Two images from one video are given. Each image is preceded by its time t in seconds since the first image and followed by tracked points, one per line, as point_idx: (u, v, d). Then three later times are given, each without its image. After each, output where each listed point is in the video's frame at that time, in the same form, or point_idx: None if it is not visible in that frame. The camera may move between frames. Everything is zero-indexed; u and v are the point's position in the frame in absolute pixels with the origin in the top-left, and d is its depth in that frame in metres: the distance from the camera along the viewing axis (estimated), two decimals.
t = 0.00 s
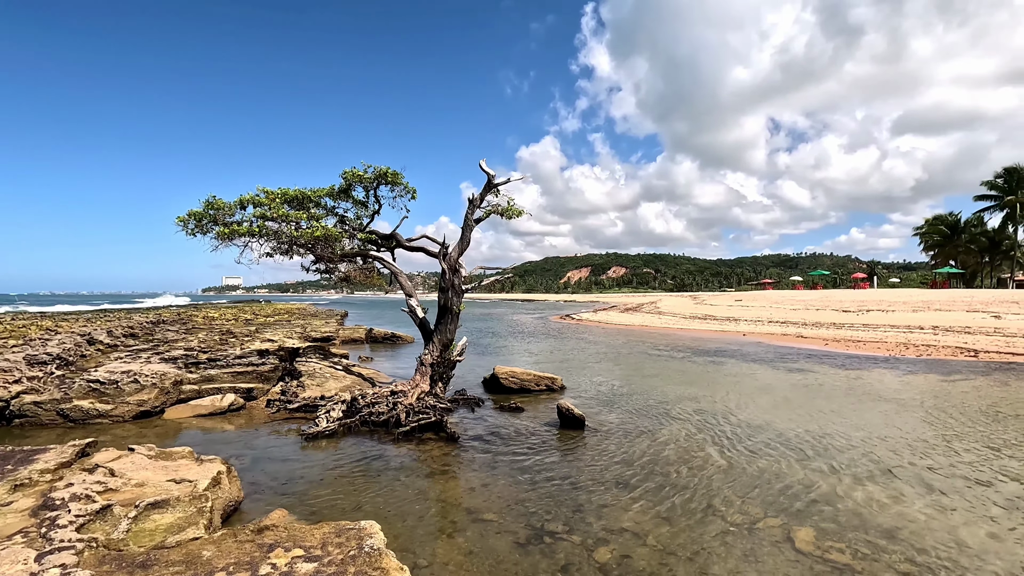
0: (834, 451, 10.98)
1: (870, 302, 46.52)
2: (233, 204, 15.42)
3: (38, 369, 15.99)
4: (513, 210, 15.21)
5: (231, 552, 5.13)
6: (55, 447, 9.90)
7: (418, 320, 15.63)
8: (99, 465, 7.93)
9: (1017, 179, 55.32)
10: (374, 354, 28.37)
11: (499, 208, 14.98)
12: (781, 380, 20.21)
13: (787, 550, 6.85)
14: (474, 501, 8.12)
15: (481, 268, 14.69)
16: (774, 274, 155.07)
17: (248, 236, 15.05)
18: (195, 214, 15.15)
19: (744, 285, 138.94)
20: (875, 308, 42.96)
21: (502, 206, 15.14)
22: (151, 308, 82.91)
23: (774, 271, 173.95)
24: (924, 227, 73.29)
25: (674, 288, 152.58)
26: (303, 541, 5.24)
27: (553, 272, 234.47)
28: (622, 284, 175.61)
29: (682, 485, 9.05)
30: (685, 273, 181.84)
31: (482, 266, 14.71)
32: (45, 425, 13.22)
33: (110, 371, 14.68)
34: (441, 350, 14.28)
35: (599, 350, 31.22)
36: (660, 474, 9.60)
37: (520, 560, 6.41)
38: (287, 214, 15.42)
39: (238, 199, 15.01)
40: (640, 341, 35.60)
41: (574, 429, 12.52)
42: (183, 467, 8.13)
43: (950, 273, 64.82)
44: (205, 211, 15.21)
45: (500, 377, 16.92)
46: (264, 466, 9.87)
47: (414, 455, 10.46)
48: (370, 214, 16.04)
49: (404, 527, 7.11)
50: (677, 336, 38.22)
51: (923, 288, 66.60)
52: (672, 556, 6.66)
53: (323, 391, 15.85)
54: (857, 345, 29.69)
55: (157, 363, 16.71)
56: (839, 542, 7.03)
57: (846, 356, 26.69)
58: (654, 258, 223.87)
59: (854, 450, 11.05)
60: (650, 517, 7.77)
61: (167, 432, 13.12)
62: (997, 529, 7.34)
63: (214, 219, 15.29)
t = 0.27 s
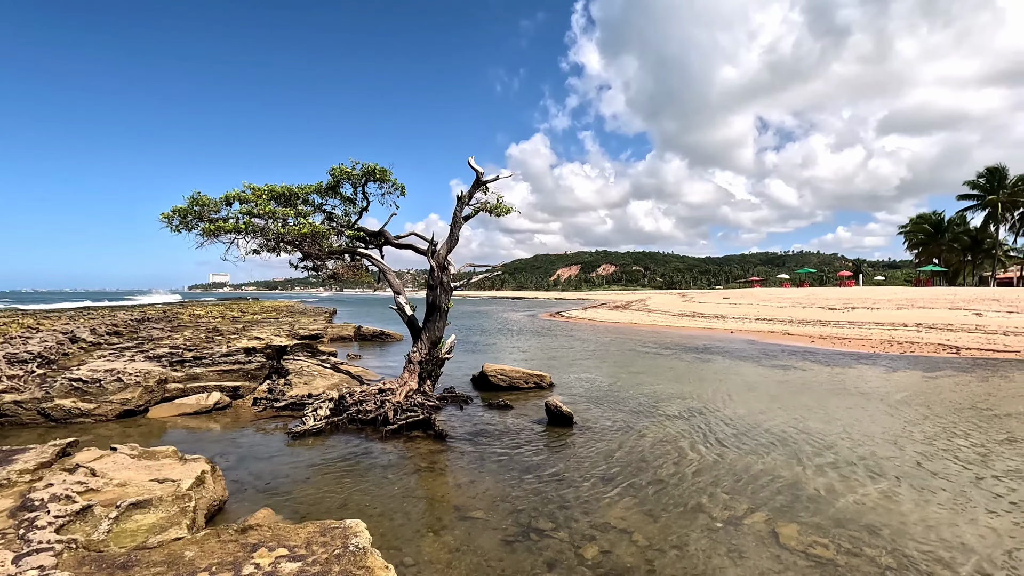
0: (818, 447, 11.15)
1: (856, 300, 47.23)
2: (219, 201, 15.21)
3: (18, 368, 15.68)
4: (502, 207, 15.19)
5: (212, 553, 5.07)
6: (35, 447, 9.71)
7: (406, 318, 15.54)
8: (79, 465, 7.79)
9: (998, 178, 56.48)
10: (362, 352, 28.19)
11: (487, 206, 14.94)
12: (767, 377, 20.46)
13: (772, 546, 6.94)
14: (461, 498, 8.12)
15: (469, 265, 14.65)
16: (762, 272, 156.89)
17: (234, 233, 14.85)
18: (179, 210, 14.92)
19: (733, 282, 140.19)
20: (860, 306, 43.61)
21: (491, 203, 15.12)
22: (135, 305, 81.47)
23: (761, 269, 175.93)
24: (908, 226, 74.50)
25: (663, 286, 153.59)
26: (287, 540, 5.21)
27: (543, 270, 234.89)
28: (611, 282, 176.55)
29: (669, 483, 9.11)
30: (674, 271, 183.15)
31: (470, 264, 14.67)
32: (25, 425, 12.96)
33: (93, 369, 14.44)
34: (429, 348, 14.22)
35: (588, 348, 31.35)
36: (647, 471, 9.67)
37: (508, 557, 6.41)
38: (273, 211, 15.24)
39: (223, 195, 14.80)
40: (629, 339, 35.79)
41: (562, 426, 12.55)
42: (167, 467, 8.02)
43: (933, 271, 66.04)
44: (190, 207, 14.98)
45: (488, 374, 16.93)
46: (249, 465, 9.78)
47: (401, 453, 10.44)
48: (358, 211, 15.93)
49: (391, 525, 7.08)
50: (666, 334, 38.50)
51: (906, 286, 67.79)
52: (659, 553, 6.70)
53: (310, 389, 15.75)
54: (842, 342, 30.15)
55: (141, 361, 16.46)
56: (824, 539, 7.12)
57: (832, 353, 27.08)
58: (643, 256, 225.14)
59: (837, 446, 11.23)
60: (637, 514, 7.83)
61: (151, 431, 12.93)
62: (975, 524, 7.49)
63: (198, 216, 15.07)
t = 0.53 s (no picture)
0: (799, 442, 11.34)
1: (838, 297, 48.03)
2: (200, 196, 14.92)
3: None
4: (488, 203, 15.14)
5: (190, 554, 4.99)
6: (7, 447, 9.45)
7: (392, 315, 15.44)
8: (54, 466, 7.60)
9: (976, 178, 57.81)
10: (348, 349, 27.96)
11: (474, 202, 14.88)
12: (751, 373, 20.73)
13: (753, 540, 7.05)
14: (446, 496, 8.10)
15: (455, 262, 14.58)
16: (747, 270, 158.89)
17: (215, 229, 14.59)
18: (159, 206, 14.62)
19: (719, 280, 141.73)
20: (843, 303, 44.40)
21: (477, 200, 15.07)
22: (115, 302, 79.80)
23: (747, 266, 178.14)
24: (890, 224, 75.95)
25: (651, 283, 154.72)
26: (267, 540, 5.14)
27: (531, 267, 235.10)
28: (599, 279, 177.38)
29: (653, 479, 9.19)
30: (662, 268, 184.57)
31: (456, 261, 14.60)
32: None
33: (70, 367, 14.12)
34: (415, 345, 14.15)
35: (575, 345, 31.47)
36: (632, 467, 9.75)
37: (492, 555, 6.42)
38: (256, 207, 15.00)
39: (205, 190, 14.53)
40: (616, 336, 36.00)
41: (548, 423, 12.59)
42: (145, 467, 7.87)
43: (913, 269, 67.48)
44: (170, 203, 14.67)
45: (475, 371, 16.90)
46: (231, 463, 9.65)
47: (386, 451, 10.38)
48: (343, 207, 15.75)
49: (374, 523, 7.04)
50: (652, 331, 38.77)
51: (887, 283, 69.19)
52: (642, 548, 6.76)
53: (295, 387, 15.57)
54: (824, 339, 30.68)
55: (121, 359, 16.13)
56: (803, 532, 7.26)
57: (814, 349, 27.55)
58: (631, 253, 226.53)
59: (817, 441, 11.43)
60: (621, 510, 7.88)
61: (131, 430, 12.69)
62: (948, 516, 7.68)
63: (179, 211, 14.76)
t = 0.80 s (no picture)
0: (779, 437, 11.53)
1: (819, 295, 48.91)
2: (178, 190, 14.57)
3: None
4: (473, 200, 15.06)
5: (165, 556, 4.87)
6: None
7: (376, 312, 15.30)
8: (23, 466, 7.36)
9: (952, 178, 59.23)
10: (332, 347, 27.65)
11: (458, 199, 14.79)
12: (734, 370, 20.99)
13: (734, 535, 7.13)
14: (429, 494, 8.05)
15: (440, 259, 14.49)
16: (730, 268, 161.06)
17: (195, 225, 14.27)
18: (136, 200, 14.24)
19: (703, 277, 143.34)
20: (823, 300, 45.22)
21: (462, 196, 14.98)
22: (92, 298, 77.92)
23: (730, 264, 180.54)
24: (869, 224, 77.52)
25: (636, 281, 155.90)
26: (244, 541, 5.05)
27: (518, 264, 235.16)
28: (585, 276, 178.15)
29: (637, 475, 9.25)
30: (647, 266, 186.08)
31: (441, 257, 14.51)
32: None
33: (43, 366, 13.70)
34: (399, 342, 14.04)
35: (561, 342, 31.56)
36: (615, 463, 9.80)
37: (475, 553, 6.40)
38: (237, 202, 14.70)
39: (184, 184, 14.18)
40: (602, 333, 36.18)
41: (532, 420, 12.60)
42: (120, 467, 7.67)
43: (891, 267, 69.04)
44: (147, 197, 14.30)
45: (459, 368, 16.84)
46: (210, 462, 9.47)
47: (369, 448, 10.27)
48: (327, 203, 15.53)
49: (356, 522, 6.96)
50: (637, 328, 39.05)
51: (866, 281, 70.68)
52: (625, 545, 6.80)
53: (276, 385, 15.36)
54: (805, 335, 31.22)
55: (96, 357, 15.72)
56: (783, 527, 7.37)
57: (796, 346, 28.02)
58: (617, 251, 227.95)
59: (797, 436, 11.63)
60: (604, 506, 7.92)
61: (106, 429, 12.37)
62: (922, 509, 7.87)
63: (157, 206, 14.39)
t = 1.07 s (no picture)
0: (758, 433, 11.72)
1: (798, 293, 49.82)
2: (154, 185, 14.18)
3: None
4: (455, 196, 14.96)
5: (134, 560, 4.73)
6: None
7: (357, 310, 15.12)
8: None
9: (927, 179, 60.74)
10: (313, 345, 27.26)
11: (441, 196, 14.68)
12: (716, 367, 21.25)
13: (714, 531, 7.22)
14: (410, 493, 7.99)
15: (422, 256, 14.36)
16: (713, 266, 163.28)
17: (171, 221, 13.91)
18: (110, 195, 13.81)
19: (686, 275, 145.03)
20: (803, 298, 46.07)
21: (444, 193, 14.87)
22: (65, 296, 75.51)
23: (713, 263, 183.00)
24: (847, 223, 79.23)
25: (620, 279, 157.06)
26: (218, 544, 4.95)
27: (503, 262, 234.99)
28: (570, 274, 178.94)
29: (618, 472, 9.31)
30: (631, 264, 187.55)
31: (423, 255, 14.39)
32: None
33: (11, 365, 13.23)
34: (381, 340, 13.89)
35: (545, 339, 31.60)
36: (597, 460, 9.86)
37: (456, 552, 6.37)
38: (215, 198, 14.36)
39: (159, 179, 13.80)
40: (587, 330, 36.34)
41: (514, 418, 12.60)
42: (90, 469, 7.45)
43: (869, 266, 70.66)
44: (121, 192, 13.88)
45: (442, 366, 16.76)
46: (186, 463, 9.25)
47: (349, 447, 10.16)
48: (307, 199, 15.28)
49: (335, 523, 6.87)
50: (621, 325, 39.31)
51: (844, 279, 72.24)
52: (606, 542, 6.83)
53: (256, 384, 15.09)
54: (785, 332, 31.78)
55: (68, 356, 15.24)
56: (762, 522, 7.49)
57: (777, 343, 28.48)
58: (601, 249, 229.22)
59: (775, 432, 11.83)
60: (586, 504, 7.95)
61: (78, 430, 12.00)
62: (894, 502, 8.07)
63: (131, 201, 13.99)
